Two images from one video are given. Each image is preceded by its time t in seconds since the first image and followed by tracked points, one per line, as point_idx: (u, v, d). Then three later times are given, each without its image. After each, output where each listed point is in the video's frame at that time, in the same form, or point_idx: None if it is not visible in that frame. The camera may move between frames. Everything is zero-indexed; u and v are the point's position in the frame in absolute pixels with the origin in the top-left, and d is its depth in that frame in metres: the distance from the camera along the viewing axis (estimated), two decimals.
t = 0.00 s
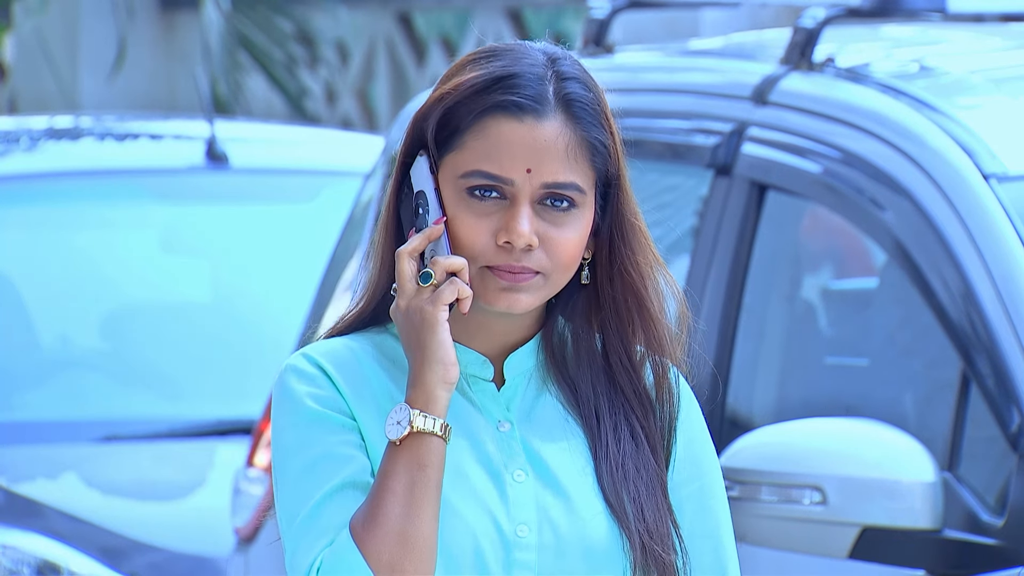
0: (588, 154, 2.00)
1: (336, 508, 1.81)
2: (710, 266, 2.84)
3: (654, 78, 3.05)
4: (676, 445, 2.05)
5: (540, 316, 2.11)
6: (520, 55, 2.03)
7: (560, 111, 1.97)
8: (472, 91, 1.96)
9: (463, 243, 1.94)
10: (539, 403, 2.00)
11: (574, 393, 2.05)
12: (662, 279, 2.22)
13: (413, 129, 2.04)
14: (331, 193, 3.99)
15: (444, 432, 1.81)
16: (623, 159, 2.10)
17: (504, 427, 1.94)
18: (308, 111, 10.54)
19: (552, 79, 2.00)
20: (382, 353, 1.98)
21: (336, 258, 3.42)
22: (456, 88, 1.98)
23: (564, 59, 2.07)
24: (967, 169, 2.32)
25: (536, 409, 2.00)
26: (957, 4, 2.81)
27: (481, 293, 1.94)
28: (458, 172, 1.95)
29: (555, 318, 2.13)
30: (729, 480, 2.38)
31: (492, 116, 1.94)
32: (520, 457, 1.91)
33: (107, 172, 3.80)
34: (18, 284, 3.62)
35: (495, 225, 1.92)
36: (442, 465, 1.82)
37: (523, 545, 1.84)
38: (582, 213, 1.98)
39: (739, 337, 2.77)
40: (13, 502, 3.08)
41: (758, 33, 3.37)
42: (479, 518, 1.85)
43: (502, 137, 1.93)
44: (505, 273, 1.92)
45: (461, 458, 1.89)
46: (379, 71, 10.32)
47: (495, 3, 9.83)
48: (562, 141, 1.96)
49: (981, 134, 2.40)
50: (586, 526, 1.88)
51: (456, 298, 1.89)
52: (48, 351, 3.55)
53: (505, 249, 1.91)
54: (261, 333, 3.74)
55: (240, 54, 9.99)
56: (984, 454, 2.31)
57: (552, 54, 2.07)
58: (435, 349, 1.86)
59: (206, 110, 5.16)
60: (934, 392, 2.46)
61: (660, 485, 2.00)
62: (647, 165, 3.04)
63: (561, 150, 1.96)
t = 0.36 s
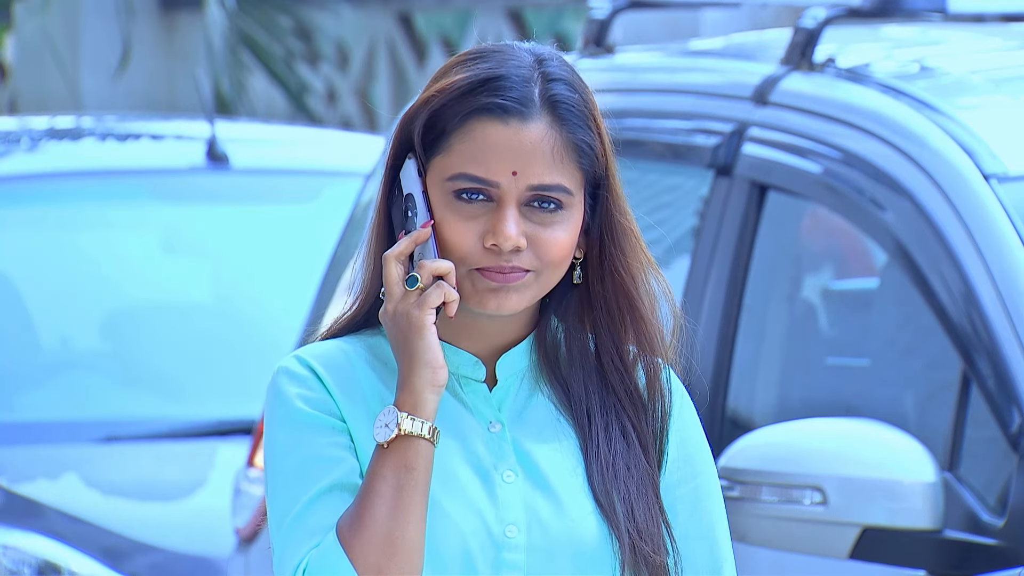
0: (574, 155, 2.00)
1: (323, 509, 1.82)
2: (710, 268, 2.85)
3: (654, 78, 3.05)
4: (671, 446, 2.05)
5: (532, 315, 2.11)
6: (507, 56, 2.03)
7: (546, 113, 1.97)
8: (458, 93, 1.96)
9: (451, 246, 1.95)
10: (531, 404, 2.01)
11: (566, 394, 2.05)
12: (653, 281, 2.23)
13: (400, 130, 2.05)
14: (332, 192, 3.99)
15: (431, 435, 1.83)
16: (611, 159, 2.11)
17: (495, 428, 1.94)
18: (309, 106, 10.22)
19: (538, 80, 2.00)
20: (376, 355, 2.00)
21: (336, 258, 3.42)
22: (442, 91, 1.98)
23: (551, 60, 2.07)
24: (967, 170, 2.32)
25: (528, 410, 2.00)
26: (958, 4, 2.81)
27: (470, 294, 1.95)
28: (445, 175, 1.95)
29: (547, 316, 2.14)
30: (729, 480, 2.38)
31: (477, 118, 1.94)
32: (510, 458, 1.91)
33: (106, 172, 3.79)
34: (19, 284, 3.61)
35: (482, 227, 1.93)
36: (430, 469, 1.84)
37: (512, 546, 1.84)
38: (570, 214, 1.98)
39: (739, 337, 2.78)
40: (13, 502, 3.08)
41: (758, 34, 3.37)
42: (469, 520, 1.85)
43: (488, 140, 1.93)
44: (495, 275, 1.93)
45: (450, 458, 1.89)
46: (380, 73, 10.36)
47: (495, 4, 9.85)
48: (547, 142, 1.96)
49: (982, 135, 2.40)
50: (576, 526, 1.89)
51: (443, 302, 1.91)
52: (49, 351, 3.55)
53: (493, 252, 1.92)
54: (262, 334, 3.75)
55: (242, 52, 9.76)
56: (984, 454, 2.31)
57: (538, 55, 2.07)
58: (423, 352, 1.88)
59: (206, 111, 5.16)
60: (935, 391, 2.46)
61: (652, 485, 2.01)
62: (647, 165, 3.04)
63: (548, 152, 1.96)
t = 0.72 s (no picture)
0: (565, 147, 2.01)
1: (313, 506, 1.83)
2: (710, 268, 2.85)
3: (654, 78, 3.05)
4: (671, 443, 2.03)
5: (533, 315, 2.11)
6: (497, 51, 2.05)
7: (535, 105, 1.98)
8: (447, 88, 1.98)
9: (444, 241, 1.96)
10: (529, 404, 2.01)
11: (565, 394, 2.05)
12: (648, 282, 2.24)
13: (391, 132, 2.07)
14: (332, 192, 3.99)
15: (422, 431, 1.83)
16: (605, 153, 2.12)
17: (490, 427, 1.95)
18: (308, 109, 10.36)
19: (528, 73, 2.02)
20: (375, 355, 2.00)
21: (336, 258, 3.41)
22: (432, 87, 2.00)
23: (543, 54, 2.09)
24: (967, 169, 2.32)
25: (525, 409, 2.00)
26: (958, 4, 2.81)
27: (466, 289, 1.95)
28: (437, 171, 1.97)
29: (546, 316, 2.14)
30: (729, 480, 2.38)
31: (467, 112, 1.96)
32: (504, 457, 1.92)
33: (106, 172, 3.79)
34: (19, 284, 3.61)
35: (474, 221, 1.94)
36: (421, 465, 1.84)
37: (504, 544, 1.85)
38: (563, 206, 1.99)
39: (739, 338, 2.78)
40: (14, 502, 3.07)
41: (759, 34, 3.37)
42: (461, 518, 1.86)
43: (477, 133, 1.95)
44: (490, 269, 1.93)
45: (443, 457, 1.91)
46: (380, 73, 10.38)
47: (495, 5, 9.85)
48: (537, 135, 1.97)
49: (982, 134, 2.40)
50: (569, 524, 1.89)
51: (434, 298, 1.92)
52: (50, 351, 3.55)
53: (485, 245, 1.92)
54: (262, 335, 3.75)
55: (242, 53, 9.76)
56: (984, 454, 2.31)
57: (529, 51, 2.09)
58: (414, 348, 1.89)
59: (206, 109, 5.16)
60: (935, 391, 2.46)
61: (647, 483, 2.00)
62: (648, 165, 3.04)
63: (538, 144, 1.97)
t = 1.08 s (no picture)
0: (552, 145, 2.01)
1: (313, 513, 1.83)
2: (710, 268, 2.84)
3: (654, 78, 3.05)
4: (672, 441, 2.03)
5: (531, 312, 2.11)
6: (478, 51, 2.05)
7: (518, 104, 1.98)
8: (429, 92, 1.99)
9: (436, 245, 1.97)
10: (528, 403, 2.01)
11: (564, 394, 2.05)
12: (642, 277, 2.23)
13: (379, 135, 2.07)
14: (332, 192, 3.98)
15: (421, 434, 1.84)
16: (594, 145, 2.11)
17: (490, 427, 1.95)
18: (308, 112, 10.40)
19: (510, 72, 2.02)
20: (373, 358, 2.00)
21: (336, 257, 3.41)
22: (414, 92, 2.01)
23: (525, 50, 2.08)
24: (967, 169, 2.32)
25: (525, 409, 2.00)
26: (959, 4, 2.80)
27: (459, 292, 1.96)
28: (424, 175, 1.98)
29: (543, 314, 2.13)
30: (728, 480, 2.38)
31: (451, 116, 1.97)
32: (504, 457, 1.92)
33: (106, 172, 3.79)
34: (19, 284, 3.61)
35: (464, 224, 1.95)
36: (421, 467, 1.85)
37: (505, 545, 1.85)
38: (553, 204, 1.99)
39: (739, 338, 2.77)
40: (14, 502, 3.07)
41: (759, 33, 3.37)
42: (461, 519, 1.87)
43: (462, 136, 1.96)
44: (482, 271, 1.95)
45: (442, 459, 1.91)
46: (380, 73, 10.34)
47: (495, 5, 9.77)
48: (523, 135, 1.97)
49: (982, 134, 2.40)
50: (570, 523, 1.89)
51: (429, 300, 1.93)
52: (50, 351, 3.54)
53: (476, 247, 1.94)
54: (262, 334, 3.74)
55: (241, 53, 9.91)
56: (985, 454, 2.31)
57: (512, 48, 2.08)
58: (410, 351, 1.90)
59: (207, 109, 5.15)
60: (936, 391, 2.46)
61: (648, 482, 2.00)
62: (648, 165, 3.03)
63: (524, 143, 1.97)
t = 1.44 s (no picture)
0: (542, 129, 2.03)
1: (319, 507, 1.84)
2: (712, 268, 2.84)
3: (655, 78, 3.05)
4: (680, 442, 2.03)
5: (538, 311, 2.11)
6: (464, 46, 2.08)
7: (505, 93, 2.01)
8: (416, 88, 2.02)
9: (438, 240, 1.99)
10: (537, 405, 2.01)
11: (575, 394, 2.06)
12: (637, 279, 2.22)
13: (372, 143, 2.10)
14: (333, 192, 3.94)
15: (428, 427, 1.84)
16: (585, 133, 2.13)
17: (499, 428, 1.95)
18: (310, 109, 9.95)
19: (496, 63, 2.05)
20: (381, 357, 2.01)
21: (336, 260, 3.41)
22: (402, 89, 2.04)
23: (511, 42, 2.11)
24: (967, 169, 2.32)
25: (534, 410, 2.00)
26: (960, 4, 2.80)
27: (461, 286, 1.97)
28: (419, 171, 2.00)
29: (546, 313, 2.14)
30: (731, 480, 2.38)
31: (439, 109, 1.99)
32: (514, 458, 1.92)
33: (108, 173, 3.78)
34: (21, 286, 3.60)
35: (461, 216, 1.96)
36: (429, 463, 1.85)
37: (514, 545, 1.85)
38: (548, 190, 2.00)
39: (741, 338, 2.77)
40: (15, 502, 3.07)
41: (761, 33, 3.37)
42: (471, 519, 1.86)
43: (452, 128, 1.98)
44: (481, 261, 1.95)
45: (452, 460, 1.91)
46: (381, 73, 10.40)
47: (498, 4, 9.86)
48: (511, 120, 1.99)
49: (984, 135, 2.41)
50: (580, 524, 1.88)
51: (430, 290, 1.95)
52: (52, 351, 3.54)
53: (474, 237, 1.95)
54: (265, 335, 3.73)
55: (244, 52, 9.35)
56: (987, 454, 2.31)
57: (497, 42, 2.11)
58: (414, 343, 1.92)
59: (209, 109, 5.14)
60: (937, 391, 2.46)
61: (657, 484, 1.99)
62: (649, 165, 3.03)
63: (513, 130, 2.00)
